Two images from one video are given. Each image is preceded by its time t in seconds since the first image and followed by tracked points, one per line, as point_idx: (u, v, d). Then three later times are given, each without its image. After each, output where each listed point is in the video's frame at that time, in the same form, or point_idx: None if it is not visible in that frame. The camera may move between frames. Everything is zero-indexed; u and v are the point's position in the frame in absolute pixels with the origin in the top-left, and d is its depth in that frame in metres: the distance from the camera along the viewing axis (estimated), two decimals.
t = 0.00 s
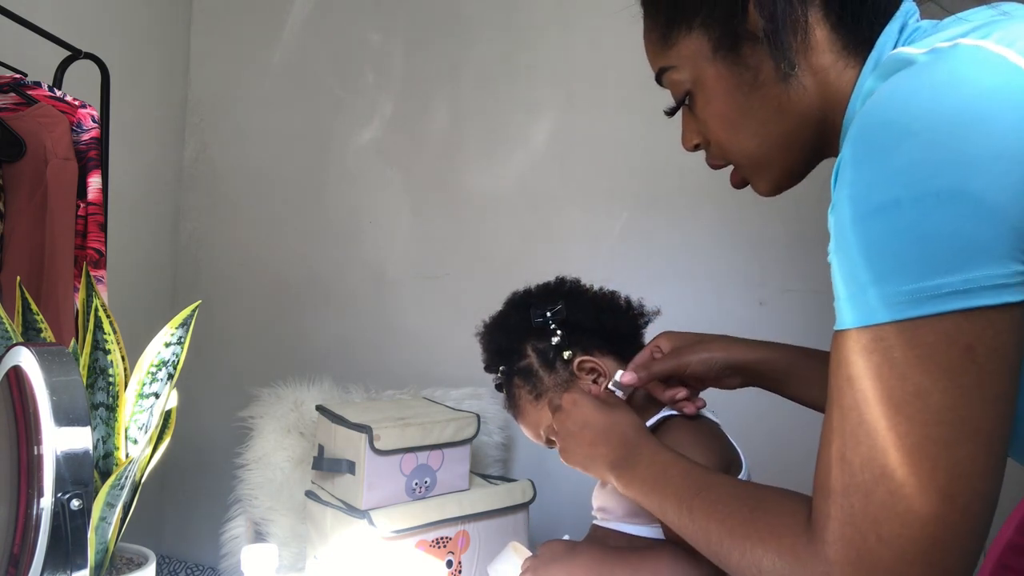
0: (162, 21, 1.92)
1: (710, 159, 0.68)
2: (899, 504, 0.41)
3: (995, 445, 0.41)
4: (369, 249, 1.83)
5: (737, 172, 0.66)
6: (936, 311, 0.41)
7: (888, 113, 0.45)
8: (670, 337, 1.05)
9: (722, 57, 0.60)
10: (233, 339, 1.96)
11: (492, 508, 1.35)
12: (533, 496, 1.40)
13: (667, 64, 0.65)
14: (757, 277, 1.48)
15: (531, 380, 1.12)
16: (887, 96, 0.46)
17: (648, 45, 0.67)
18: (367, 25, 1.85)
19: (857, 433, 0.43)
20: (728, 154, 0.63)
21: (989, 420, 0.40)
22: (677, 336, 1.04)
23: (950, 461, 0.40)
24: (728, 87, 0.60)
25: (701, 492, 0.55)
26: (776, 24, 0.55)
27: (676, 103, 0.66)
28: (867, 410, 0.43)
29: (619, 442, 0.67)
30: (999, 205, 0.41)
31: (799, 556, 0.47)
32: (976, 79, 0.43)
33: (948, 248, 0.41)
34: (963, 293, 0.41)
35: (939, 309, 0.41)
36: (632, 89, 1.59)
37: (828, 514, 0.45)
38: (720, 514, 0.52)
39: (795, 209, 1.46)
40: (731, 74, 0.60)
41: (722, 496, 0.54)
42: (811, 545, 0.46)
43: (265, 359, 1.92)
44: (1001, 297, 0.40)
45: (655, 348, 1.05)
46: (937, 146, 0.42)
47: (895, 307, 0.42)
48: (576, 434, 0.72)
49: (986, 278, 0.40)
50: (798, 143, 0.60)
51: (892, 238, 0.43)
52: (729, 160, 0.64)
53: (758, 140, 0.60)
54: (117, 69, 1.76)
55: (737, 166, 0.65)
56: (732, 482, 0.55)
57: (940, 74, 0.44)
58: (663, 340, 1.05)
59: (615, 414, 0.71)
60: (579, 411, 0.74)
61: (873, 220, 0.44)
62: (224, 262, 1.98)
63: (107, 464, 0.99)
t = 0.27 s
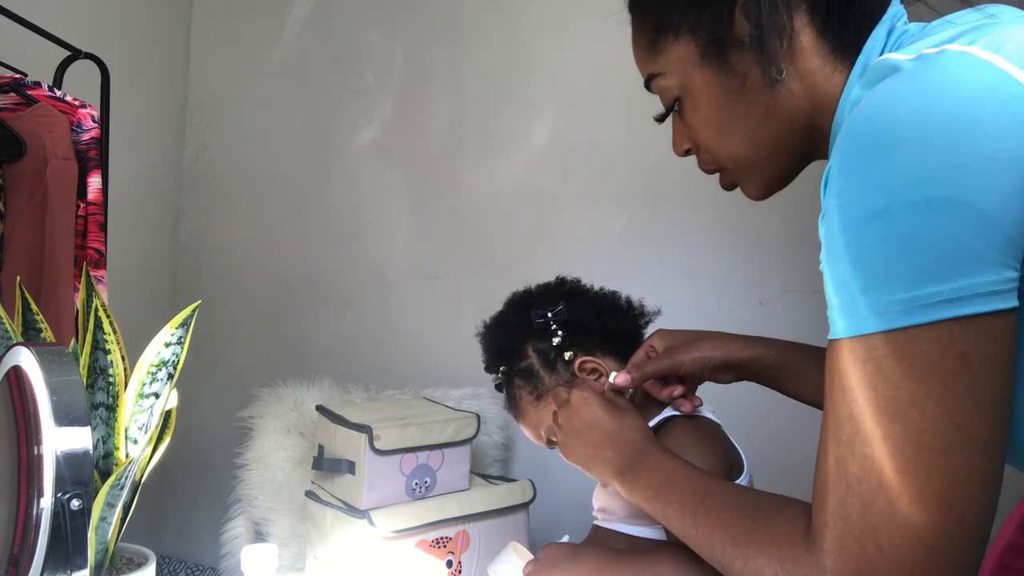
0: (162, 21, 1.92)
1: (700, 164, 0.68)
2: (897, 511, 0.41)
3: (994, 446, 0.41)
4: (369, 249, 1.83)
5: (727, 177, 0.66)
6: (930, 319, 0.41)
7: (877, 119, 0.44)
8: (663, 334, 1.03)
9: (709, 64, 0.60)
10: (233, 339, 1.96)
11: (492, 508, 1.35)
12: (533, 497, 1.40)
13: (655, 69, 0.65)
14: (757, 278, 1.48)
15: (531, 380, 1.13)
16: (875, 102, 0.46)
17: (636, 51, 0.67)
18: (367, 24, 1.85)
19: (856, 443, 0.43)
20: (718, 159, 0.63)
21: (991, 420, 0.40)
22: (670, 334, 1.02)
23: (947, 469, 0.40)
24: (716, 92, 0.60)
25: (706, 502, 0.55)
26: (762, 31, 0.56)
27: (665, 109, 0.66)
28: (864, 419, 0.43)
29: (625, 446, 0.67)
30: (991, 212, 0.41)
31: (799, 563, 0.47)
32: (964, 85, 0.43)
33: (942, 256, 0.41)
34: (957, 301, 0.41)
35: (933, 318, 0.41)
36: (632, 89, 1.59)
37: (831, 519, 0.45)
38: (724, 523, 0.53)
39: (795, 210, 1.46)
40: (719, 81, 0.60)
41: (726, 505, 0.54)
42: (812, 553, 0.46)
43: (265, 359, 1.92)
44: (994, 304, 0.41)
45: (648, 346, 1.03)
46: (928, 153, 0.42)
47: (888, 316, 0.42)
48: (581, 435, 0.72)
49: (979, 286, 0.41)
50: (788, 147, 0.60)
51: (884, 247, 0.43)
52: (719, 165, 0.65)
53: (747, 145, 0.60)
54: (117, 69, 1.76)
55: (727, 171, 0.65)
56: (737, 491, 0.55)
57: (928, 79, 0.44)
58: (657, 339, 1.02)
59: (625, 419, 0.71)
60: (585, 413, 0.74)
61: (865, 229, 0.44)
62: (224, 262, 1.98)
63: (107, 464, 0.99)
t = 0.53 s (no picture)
0: (162, 21, 1.92)
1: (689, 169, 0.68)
2: (895, 522, 0.41)
3: (991, 451, 0.41)
4: (369, 249, 1.83)
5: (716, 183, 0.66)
6: (922, 332, 0.41)
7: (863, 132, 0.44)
8: (658, 334, 1.00)
9: (697, 71, 0.60)
10: (233, 339, 1.96)
11: (492, 508, 1.35)
12: (533, 497, 1.40)
13: (642, 76, 0.65)
14: (757, 278, 1.48)
15: (530, 380, 1.13)
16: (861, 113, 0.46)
17: (623, 56, 0.67)
18: (367, 25, 1.85)
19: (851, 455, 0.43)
20: (705, 165, 0.64)
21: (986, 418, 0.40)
22: (664, 333, 1.00)
23: (943, 480, 0.40)
24: (702, 99, 0.61)
25: (710, 511, 0.56)
26: (747, 39, 0.56)
27: (653, 115, 0.66)
28: (858, 432, 0.42)
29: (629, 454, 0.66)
30: (980, 223, 0.41)
31: (801, 573, 0.47)
32: (950, 96, 0.43)
33: (932, 270, 0.41)
34: (948, 314, 0.41)
35: (925, 331, 0.41)
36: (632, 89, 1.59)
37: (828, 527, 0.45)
38: (728, 532, 0.53)
39: (795, 210, 1.46)
40: (706, 89, 0.60)
41: (730, 513, 0.54)
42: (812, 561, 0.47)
43: (264, 359, 1.92)
44: (985, 316, 0.41)
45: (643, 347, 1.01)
46: (916, 166, 0.42)
47: (879, 329, 0.42)
48: (586, 443, 0.72)
49: (970, 298, 0.41)
50: (776, 155, 0.60)
51: (874, 260, 0.43)
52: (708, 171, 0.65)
53: (733, 153, 0.61)
54: (118, 69, 1.76)
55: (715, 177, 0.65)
56: (741, 500, 0.56)
57: (915, 91, 0.44)
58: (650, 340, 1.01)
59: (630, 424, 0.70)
60: (588, 421, 0.72)
61: (854, 242, 0.44)
62: (224, 262, 1.98)
63: (107, 464, 0.99)
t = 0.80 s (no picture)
0: (162, 21, 1.92)
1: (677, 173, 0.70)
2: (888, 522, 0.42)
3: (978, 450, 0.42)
4: (369, 249, 1.83)
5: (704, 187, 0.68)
6: (896, 347, 0.42)
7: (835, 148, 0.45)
8: (656, 335, 1.02)
9: (680, 79, 0.62)
10: (233, 339, 1.95)
11: (492, 508, 1.35)
12: (533, 497, 1.40)
13: (628, 82, 0.66)
14: (757, 278, 1.48)
15: (532, 377, 1.12)
16: (833, 129, 0.47)
17: (611, 62, 0.69)
18: (367, 25, 1.85)
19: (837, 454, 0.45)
20: (691, 169, 0.66)
21: (970, 424, 0.42)
22: (662, 334, 1.01)
23: (929, 477, 0.42)
24: (686, 106, 0.62)
25: (710, 520, 0.59)
26: (727, 48, 0.57)
27: (642, 119, 0.68)
28: (850, 436, 0.43)
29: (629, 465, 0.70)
30: (952, 239, 0.42)
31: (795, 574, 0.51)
32: (921, 113, 0.44)
33: (905, 286, 0.42)
34: (922, 329, 0.42)
35: (900, 346, 0.42)
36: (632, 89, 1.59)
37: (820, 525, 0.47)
38: (728, 541, 0.57)
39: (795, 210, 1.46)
40: (690, 97, 0.62)
41: (729, 522, 0.58)
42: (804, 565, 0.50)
43: (264, 359, 1.92)
44: (957, 330, 0.42)
45: (641, 347, 1.02)
46: (888, 183, 0.43)
47: (855, 345, 0.43)
48: (587, 456, 0.76)
49: (943, 313, 0.42)
50: (760, 160, 0.61)
51: (849, 276, 0.44)
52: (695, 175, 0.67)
53: (718, 158, 0.62)
54: (117, 69, 1.76)
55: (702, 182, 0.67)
56: (739, 508, 0.59)
57: (886, 106, 0.45)
58: (647, 340, 1.01)
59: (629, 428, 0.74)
60: (586, 433, 0.77)
61: (830, 258, 0.45)
62: (224, 262, 1.98)
63: (107, 464, 0.99)
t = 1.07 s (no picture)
0: (162, 21, 1.92)
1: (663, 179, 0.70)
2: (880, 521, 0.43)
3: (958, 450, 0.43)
4: (369, 249, 1.83)
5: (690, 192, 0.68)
6: (870, 361, 0.43)
7: (804, 162, 0.46)
8: (653, 336, 1.02)
9: (657, 88, 0.62)
10: (233, 339, 1.95)
11: (492, 508, 1.35)
12: (533, 497, 1.40)
13: (611, 90, 0.67)
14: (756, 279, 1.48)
15: (532, 374, 1.12)
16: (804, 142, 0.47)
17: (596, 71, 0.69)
18: (367, 25, 1.85)
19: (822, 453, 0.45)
20: (675, 175, 0.66)
21: (954, 423, 0.43)
22: (659, 334, 1.01)
23: (914, 478, 0.43)
24: (664, 114, 0.63)
25: (701, 525, 0.62)
26: (698, 57, 0.58)
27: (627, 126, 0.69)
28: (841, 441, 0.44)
29: (625, 467, 0.74)
30: (923, 252, 0.43)
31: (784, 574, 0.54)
32: (890, 126, 0.44)
33: (878, 301, 0.43)
34: (895, 343, 0.43)
35: (875, 360, 0.43)
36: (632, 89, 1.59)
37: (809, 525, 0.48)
38: (717, 545, 0.60)
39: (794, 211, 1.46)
40: (668, 106, 0.62)
41: (720, 526, 0.61)
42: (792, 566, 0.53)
43: (264, 359, 1.92)
44: (931, 342, 0.43)
45: (639, 348, 1.02)
46: (858, 199, 0.44)
47: (831, 359, 0.45)
48: (586, 459, 0.80)
49: (915, 326, 0.43)
50: (740, 166, 0.62)
51: (823, 291, 0.45)
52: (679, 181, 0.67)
53: (699, 165, 0.63)
54: (117, 69, 1.76)
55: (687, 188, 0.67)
56: (729, 513, 0.62)
57: (856, 120, 0.45)
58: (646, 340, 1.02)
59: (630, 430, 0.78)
60: (582, 438, 0.81)
61: (803, 273, 0.46)
62: (224, 262, 1.98)
63: (107, 464, 0.99)
